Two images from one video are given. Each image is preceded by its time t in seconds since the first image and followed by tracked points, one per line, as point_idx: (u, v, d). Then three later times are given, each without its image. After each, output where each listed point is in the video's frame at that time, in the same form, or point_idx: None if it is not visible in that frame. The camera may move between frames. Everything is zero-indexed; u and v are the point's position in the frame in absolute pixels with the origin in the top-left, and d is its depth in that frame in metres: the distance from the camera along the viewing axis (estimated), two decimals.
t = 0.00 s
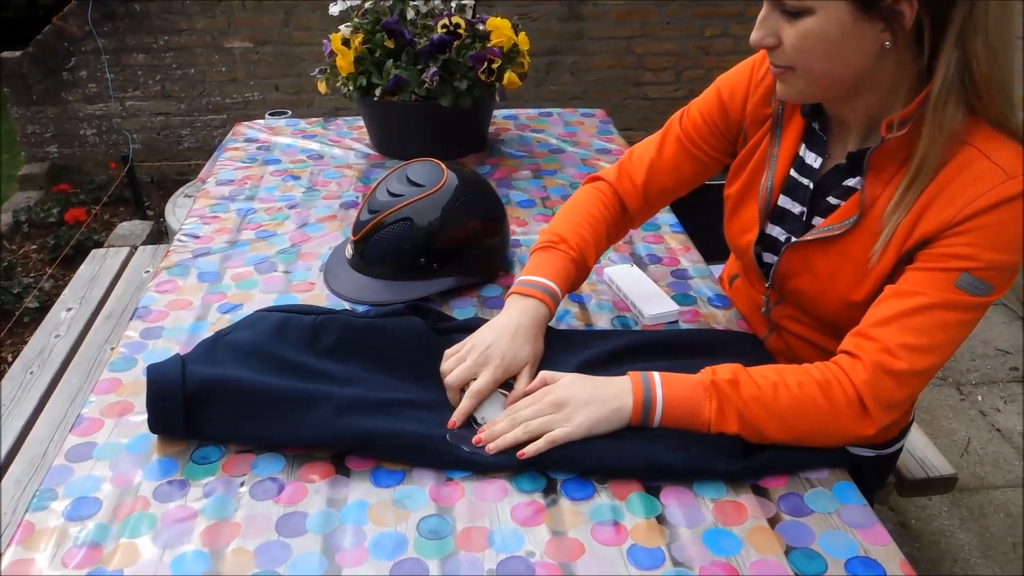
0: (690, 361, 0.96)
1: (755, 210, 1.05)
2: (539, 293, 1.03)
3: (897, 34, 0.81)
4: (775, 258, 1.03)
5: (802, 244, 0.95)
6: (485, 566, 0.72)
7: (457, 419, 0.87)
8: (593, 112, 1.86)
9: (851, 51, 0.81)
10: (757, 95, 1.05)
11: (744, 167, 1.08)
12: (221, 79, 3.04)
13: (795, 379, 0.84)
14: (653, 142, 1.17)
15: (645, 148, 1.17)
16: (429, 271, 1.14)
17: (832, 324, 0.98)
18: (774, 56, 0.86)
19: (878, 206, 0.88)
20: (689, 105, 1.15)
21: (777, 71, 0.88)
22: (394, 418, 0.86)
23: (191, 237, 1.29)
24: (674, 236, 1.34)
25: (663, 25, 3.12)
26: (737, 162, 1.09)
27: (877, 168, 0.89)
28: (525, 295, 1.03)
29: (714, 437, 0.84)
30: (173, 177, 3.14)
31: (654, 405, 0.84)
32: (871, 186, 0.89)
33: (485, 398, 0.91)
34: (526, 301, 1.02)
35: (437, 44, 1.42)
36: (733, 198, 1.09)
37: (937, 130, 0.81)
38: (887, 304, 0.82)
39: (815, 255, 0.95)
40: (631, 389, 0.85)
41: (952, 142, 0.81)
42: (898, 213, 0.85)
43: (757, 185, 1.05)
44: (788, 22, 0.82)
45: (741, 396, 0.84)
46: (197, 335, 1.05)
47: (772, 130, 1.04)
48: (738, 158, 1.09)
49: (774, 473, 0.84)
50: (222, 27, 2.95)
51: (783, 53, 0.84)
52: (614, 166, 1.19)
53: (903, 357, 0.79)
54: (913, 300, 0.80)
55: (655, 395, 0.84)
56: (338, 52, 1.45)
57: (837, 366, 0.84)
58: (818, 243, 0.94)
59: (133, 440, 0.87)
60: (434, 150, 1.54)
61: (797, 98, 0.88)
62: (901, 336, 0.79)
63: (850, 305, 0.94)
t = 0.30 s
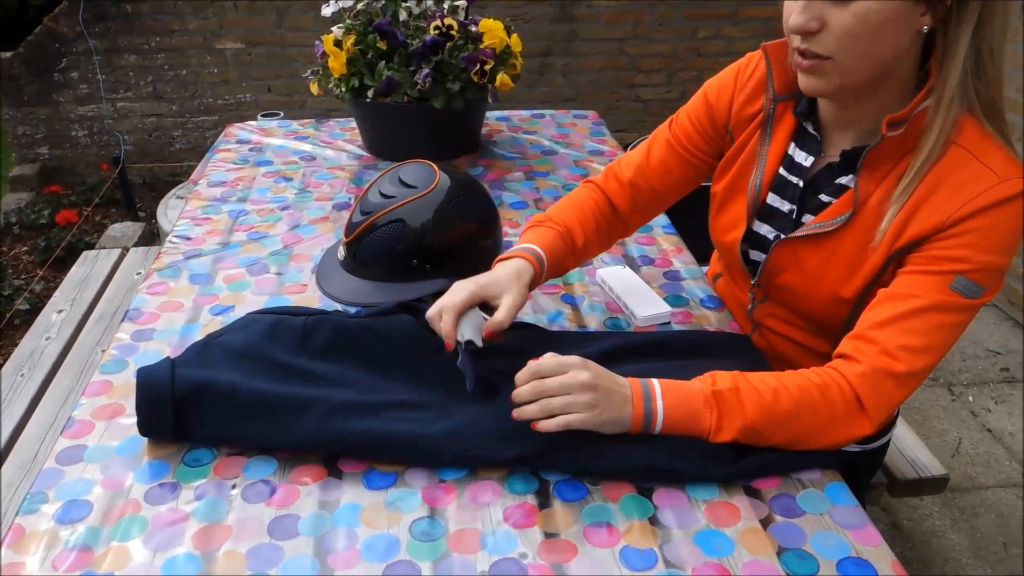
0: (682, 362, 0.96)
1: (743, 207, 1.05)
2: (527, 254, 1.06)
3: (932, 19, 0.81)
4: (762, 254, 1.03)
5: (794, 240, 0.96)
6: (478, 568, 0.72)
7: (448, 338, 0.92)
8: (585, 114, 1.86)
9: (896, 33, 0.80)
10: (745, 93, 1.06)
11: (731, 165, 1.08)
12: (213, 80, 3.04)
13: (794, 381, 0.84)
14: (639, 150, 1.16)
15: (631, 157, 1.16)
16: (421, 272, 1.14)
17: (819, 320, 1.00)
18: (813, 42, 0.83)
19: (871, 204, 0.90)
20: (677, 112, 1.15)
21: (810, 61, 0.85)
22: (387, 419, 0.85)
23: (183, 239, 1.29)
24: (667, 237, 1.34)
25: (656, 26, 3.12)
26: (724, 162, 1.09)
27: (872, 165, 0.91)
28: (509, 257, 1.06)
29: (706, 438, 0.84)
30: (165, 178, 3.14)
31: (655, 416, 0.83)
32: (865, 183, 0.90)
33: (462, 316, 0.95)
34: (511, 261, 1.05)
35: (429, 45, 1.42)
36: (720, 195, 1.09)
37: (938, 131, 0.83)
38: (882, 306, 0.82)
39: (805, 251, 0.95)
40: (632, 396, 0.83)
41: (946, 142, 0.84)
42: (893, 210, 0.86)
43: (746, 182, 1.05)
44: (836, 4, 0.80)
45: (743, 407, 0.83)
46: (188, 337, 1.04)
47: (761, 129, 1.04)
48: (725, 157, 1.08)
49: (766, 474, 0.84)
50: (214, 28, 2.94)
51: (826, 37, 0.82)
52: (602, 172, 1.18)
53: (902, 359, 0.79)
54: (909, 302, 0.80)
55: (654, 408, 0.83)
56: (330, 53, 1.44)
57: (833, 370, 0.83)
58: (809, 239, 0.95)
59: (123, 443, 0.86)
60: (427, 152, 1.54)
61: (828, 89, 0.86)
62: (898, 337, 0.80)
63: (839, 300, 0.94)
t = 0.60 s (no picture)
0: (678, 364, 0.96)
1: (730, 212, 1.06)
2: (514, 243, 1.07)
3: (929, 41, 0.82)
4: (750, 262, 1.05)
5: (783, 248, 0.96)
6: (473, 570, 0.72)
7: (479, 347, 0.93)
8: (580, 116, 1.86)
9: (894, 58, 0.81)
10: (728, 98, 1.08)
11: (718, 169, 1.09)
12: (208, 82, 3.03)
13: (798, 381, 0.83)
14: (615, 128, 1.19)
15: (608, 132, 1.19)
16: (416, 274, 1.14)
17: (809, 324, 1.00)
18: (811, 62, 0.83)
19: (859, 211, 0.91)
20: (654, 99, 1.18)
21: (806, 79, 0.85)
22: (383, 420, 0.85)
23: (177, 241, 1.29)
24: (661, 239, 1.34)
25: (651, 28, 3.13)
26: (710, 165, 1.10)
27: (860, 173, 0.91)
28: (499, 244, 1.07)
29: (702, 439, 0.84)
30: (159, 180, 3.13)
31: (665, 387, 0.83)
32: (853, 190, 0.91)
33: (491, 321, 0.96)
34: (500, 248, 1.06)
35: (424, 47, 1.42)
36: (707, 202, 1.10)
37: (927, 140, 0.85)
38: (877, 315, 0.82)
39: (794, 259, 0.96)
40: (641, 368, 0.85)
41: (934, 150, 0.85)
42: (880, 216, 0.87)
43: (733, 189, 1.06)
44: (838, 29, 0.80)
45: (747, 391, 0.83)
46: (183, 340, 1.04)
47: (748, 136, 1.05)
48: (712, 161, 1.10)
49: (762, 475, 0.84)
50: (209, 30, 2.94)
51: (825, 59, 0.82)
52: (574, 145, 1.21)
53: (900, 367, 0.79)
54: (903, 310, 0.80)
55: (664, 379, 0.83)
56: (325, 55, 1.45)
57: (835, 373, 0.83)
58: (798, 246, 0.95)
59: (118, 445, 0.86)
60: (421, 154, 1.54)
61: (821, 108, 0.87)
62: (893, 345, 0.80)
63: (828, 305, 0.95)
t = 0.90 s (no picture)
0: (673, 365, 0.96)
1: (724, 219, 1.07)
2: (524, 252, 1.08)
3: (908, 61, 0.83)
4: (744, 268, 1.05)
5: (776, 254, 0.97)
6: (468, 572, 0.72)
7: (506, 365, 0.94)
8: (576, 117, 1.86)
9: (868, 79, 0.81)
10: (719, 105, 1.09)
11: (712, 174, 1.11)
12: (203, 84, 3.03)
13: (795, 387, 0.84)
14: (604, 123, 1.20)
15: (597, 127, 1.21)
16: (411, 275, 1.14)
17: (803, 329, 1.01)
18: (785, 83, 0.84)
19: (852, 216, 0.91)
20: (644, 96, 1.19)
21: (782, 98, 0.86)
22: (378, 421, 0.85)
23: (172, 243, 1.28)
24: (657, 240, 1.34)
25: (646, 31, 3.13)
26: (703, 171, 1.11)
27: (851, 179, 0.91)
28: (509, 255, 1.08)
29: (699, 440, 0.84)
30: (154, 182, 3.13)
31: (657, 393, 0.84)
32: (845, 197, 0.91)
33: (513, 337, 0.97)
34: (511, 258, 1.07)
35: (420, 49, 1.42)
36: (698, 210, 1.11)
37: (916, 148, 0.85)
38: (871, 321, 0.83)
39: (789, 266, 0.96)
40: (635, 374, 0.86)
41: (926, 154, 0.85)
42: (871, 223, 0.87)
43: (725, 196, 1.07)
44: (810, 52, 0.80)
45: (743, 396, 0.83)
46: (177, 342, 1.04)
47: (739, 143, 1.06)
48: (705, 166, 1.11)
49: (757, 477, 0.84)
50: (204, 32, 2.93)
51: (798, 80, 0.83)
52: (565, 136, 1.24)
53: (895, 374, 0.80)
54: (897, 316, 0.81)
55: (658, 384, 0.85)
56: (320, 57, 1.45)
57: (830, 379, 0.84)
58: (791, 252, 0.95)
59: (112, 448, 0.86)
60: (416, 155, 1.55)
61: (799, 126, 0.88)
62: (889, 352, 0.80)
63: (820, 310, 0.96)
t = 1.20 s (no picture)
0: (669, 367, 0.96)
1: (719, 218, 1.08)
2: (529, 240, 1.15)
3: (870, 72, 0.83)
4: (740, 267, 1.07)
5: (770, 253, 0.98)
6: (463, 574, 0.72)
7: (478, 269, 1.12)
8: (571, 119, 1.86)
9: (826, 87, 0.83)
10: (715, 105, 1.11)
11: (713, 171, 1.12)
12: (199, 85, 3.04)
13: (788, 389, 0.84)
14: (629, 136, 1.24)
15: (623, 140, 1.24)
16: (407, 277, 1.14)
17: (800, 329, 1.01)
18: (748, 84, 0.87)
19: (844, 216, 0.91)
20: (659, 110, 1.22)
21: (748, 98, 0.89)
22: (373, 423, 0.85)
23: (167, 245, 1.28)
24: (653, 242, 1.34)
25: (642, 32, 3.13)
26: (704, 168, 1.13)
27: (842, 178, 0.92)
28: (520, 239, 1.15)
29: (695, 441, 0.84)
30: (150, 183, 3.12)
31: (650, 395, 0.85)
32: (837, 196, 0.92)
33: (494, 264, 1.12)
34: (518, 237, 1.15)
35: (415, 51, 1.42)
36: (697, 206, 1.13)
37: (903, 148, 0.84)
38: (865, 322, 0.83)
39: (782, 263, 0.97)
40: (628, 377, 0.87)
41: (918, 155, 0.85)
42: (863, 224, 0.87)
43: (722, 193, 1.09)
44: (765, 57, 0.83)
45: (735, 398, 0.84)
46: (173, 344, 1.04)
47: (736, 142, 1.07)
48: (707, 162, 1.12)
49: (752, 478, 0.84)
50: (200, 33, 2.93)
51: (756, 83, 0.86)
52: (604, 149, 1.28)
53: (889, 377, 0.80)
54: (889, 317, 0.81)
55: (651, 388, 0.85)
56: (315, 59, 1.46)
57: (824, 381, 0.84)
58: (784, 250, 0.96)
59: (107, 450, 0.86)
60: (411, 158, 1.55)
61: (767, 125, 0.91)
62: (882, 354, 0.80)
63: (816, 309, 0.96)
